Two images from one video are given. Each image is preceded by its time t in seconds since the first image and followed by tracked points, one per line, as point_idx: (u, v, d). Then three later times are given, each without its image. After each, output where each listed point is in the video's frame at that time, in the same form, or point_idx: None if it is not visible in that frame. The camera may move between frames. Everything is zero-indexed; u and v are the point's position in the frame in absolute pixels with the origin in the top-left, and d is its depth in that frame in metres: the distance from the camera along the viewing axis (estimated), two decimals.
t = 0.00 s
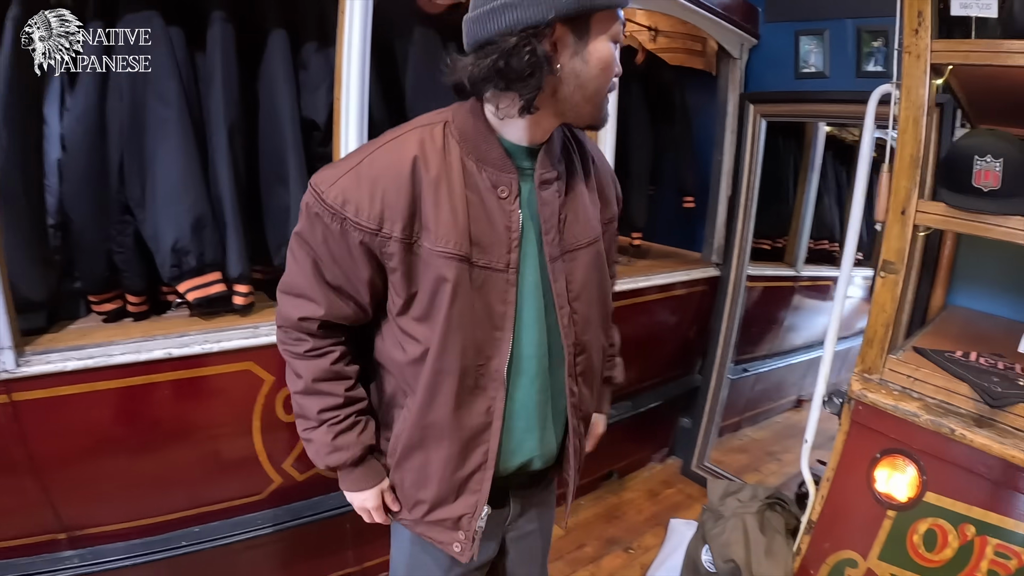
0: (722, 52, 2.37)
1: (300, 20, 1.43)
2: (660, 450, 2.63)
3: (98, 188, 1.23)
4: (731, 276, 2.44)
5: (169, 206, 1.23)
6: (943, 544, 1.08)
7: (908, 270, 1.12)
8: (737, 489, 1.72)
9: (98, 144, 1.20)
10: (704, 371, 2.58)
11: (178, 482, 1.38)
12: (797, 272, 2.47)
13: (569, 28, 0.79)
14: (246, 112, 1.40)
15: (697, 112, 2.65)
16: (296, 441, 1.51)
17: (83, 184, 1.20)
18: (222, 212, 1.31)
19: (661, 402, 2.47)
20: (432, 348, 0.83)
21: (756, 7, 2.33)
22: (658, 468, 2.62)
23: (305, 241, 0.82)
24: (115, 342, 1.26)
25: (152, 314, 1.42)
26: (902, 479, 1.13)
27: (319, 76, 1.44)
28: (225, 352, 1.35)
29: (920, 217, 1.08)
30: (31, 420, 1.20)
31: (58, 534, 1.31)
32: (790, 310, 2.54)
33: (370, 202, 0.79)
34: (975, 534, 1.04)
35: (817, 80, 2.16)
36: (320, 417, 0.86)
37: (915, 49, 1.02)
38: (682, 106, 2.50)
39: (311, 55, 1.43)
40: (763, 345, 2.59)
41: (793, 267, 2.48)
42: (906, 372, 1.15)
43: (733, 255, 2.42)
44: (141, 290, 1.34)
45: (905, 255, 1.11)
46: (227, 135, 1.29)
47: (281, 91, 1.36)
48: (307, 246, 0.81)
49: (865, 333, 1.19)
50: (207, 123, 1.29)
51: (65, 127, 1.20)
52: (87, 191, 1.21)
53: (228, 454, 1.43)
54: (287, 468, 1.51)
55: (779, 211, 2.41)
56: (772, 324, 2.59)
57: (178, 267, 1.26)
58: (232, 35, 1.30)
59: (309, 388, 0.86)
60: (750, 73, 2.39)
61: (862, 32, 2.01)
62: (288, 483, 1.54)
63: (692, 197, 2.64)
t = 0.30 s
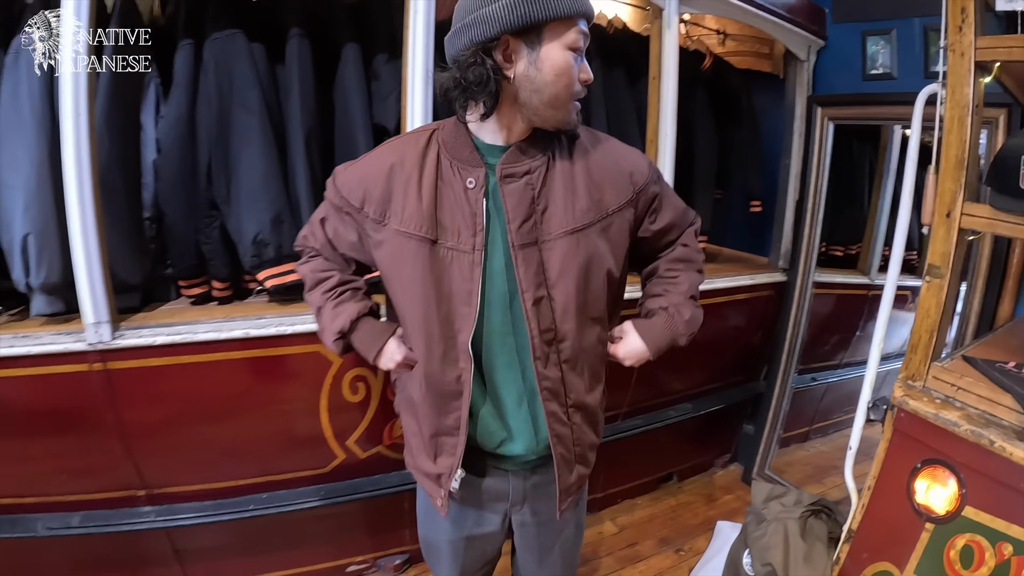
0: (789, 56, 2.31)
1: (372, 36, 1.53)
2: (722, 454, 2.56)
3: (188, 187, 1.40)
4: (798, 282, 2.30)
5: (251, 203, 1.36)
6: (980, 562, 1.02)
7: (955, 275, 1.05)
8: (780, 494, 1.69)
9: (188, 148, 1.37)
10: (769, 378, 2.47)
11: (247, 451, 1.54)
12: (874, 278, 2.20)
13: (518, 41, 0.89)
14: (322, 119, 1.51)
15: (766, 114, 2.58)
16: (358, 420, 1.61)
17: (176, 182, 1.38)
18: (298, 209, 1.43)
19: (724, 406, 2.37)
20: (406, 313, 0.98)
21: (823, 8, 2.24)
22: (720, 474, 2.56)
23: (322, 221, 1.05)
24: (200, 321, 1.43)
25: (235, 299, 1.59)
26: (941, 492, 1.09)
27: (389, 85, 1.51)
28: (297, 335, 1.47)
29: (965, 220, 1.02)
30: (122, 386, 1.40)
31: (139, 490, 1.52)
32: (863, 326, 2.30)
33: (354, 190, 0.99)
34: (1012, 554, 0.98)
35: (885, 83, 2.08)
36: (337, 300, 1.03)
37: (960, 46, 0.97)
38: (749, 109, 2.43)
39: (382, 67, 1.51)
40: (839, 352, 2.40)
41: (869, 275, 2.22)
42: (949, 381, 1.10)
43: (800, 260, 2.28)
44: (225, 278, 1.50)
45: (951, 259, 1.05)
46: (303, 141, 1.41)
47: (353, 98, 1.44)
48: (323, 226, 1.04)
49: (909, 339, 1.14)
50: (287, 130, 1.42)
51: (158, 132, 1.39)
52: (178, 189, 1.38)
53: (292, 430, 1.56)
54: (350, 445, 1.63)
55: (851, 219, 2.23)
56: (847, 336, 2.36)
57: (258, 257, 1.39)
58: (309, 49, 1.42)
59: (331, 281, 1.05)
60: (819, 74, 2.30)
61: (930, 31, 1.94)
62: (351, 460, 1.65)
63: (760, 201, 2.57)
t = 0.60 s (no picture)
0: (843, 63, 2.29)
1: (447, 44, 1.63)
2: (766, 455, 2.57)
3: (278, 175, 1.55)
4: (848, 287, 2.30)
5: (336, 190, 1.49)
6: (998, 557, 1.07)
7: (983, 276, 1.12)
8: (815, 486, 1.73)
9: (277, 140, 1.52)
10: (817, 381, 2.46)
11: (313, 418, 1.68)
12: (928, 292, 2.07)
13: (540, 55, 1.02)
14: (400, 116, 1.64)
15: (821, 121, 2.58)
16: (424, 393, 1.72)
17: (268, 170, 1.53)
18: (378, 197, 1.55)
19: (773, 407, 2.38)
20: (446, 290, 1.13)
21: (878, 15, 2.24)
22: (764, 474, 2.56)
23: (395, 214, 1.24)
24: (284, 296, 1.57)
25: (315, 278, 1.73)
26: (965, 489, 1.13)
27: (463, 87, 1.61)
28: (370, 311, 1.60)
29: (993, 223, 1.09)
30: (206, 352, 1.57)
31: (214, 449, 1.68)
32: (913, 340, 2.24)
33: (420, 186, 1.16)
34: None
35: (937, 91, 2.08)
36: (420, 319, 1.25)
37: (992, 57, 1.05)
38: (806, 113, 2.45)
39: (456, 70, 1.62)
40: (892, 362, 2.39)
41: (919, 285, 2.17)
42: (975, 378, 1.15)
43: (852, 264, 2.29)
44: (307, 258, 1.63)
45: (979, 261, 1.12)
46: (384, 136, 1.53)
47: (428, 100, 1.55)
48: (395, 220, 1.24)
49: (939, 338, 1.20)
50: (368, 126, 1.54)
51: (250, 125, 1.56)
52: (271, 177, 1.54)
53: (356, 401, 1.69)
54: (413, 417, 1.74)
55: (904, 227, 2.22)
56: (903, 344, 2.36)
57: (340, 240, 1.52)
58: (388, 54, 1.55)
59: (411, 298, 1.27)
60: (875, 81, 2.29)
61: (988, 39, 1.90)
62: (412, 432, 1.76)
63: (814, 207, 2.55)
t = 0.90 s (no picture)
0: (855, 71, 2.30)
1: (464, 58, 1.71)
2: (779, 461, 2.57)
3: (304, 184, 1.64)
4: (860, 293, 2.29)
5: (357, 197, 1.57)
6: (987, 561, 1.09)
7: (974, 281, 1.16)
8: (815, 488, 1.79)
9: (302, 149, 1.61)
10: (829, 388, 2.45)
11: (334, 413, 1.77)
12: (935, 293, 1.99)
13: (539, 73, 1.09)
14: (420, 128, 1.71)
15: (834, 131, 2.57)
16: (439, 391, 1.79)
17: (294, 178, 1.62)
18: (396, 204, 1.63)
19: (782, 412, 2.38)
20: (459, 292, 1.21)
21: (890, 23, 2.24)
22: (778, 480, 2.55)
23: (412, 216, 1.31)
24: (307, 296, 1.66)
25: (338, 281, 1.81)
26: (956, 492, 1.17)
27: (478, 99, 1.67)
28: (391, 311, 1.68)
29: (983, 228, 1.12)
30: (233, 348, 1.66)
31: (239, 440, 1.78)
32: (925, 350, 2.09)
33: (433, 196, 1.22)
34: (1016, 553, 1.05)
35: (948, 97, 2.09)
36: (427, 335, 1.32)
37: (982, 63, 1.09)
38: (820, 121, 2.46)
39: (471, 84, 1.68)
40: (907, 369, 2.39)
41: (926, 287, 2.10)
42: (967, 383, 1.18)
43: (864, 271, 2.27)
44: (331, 261, 1.71)
45: (970, 266, 1.16)
46: (402, 146, 1.61)
47: (446, 112, 1.62)
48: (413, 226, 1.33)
49: (932, 342, 1.24)
50: (388, 137, 1.63)
51: (277, 136, 1.65)
52: (297, 185, 1.63)
53: (374, 398, 1.77)
54: (428, 413, 1.81)
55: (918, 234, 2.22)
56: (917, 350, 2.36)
57: (360, 244, 1.60)
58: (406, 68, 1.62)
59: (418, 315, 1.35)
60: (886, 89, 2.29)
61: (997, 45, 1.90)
62: (427, 429, 1.83)
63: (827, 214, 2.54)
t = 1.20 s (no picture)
0: (853, 74, 2.27)
1: (456, 65, 1.78)
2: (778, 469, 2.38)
3: (299, 188, 1.69)
4: (860, 298, 2.14)
5: (349, 201, 1.62)
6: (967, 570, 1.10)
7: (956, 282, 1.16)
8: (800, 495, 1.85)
9: (298, 155, 1.67)
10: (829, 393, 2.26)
11: (327, 410, 1.81)
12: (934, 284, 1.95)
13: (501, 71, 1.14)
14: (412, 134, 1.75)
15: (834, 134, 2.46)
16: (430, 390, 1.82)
17: (290, 182, 1.68)
18: (388, 208, 1.67)
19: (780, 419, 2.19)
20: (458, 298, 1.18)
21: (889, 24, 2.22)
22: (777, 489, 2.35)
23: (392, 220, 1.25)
24: (301, 296, 1.71)
25: (333, 282, 1.86)
26: (937, 501, 1.18)
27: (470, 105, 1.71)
28: (382, 311, 1.71)
29: (965, 228, 1.13)
30: (230, 344, 1.72)
31: (236, 434, 1.83)
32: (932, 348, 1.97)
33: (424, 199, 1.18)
34: (998, 566, 1.05)
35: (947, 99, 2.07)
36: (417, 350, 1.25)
37: (961, 58, 1.09)
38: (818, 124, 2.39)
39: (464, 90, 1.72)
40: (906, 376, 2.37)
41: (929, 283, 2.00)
42: (948, 388, 1.20)
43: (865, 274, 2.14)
44: (325, 263, 1.76)
45: (952, 266, 1.16)
46: (393, 152, 1.65)
47: (437, 118, 1.67)
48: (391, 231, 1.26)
49: (915, 346, 1.26)
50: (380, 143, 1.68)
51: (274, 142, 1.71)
52: (292, 188, 1.68)
53: (367, 395, 1.81)
54: (418, 412, 1.84)
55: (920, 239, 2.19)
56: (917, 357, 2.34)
57: (352, 246, 1.65)
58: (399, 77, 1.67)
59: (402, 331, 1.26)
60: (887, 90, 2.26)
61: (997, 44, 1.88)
62: (419, 427, 1.87)
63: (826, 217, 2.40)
